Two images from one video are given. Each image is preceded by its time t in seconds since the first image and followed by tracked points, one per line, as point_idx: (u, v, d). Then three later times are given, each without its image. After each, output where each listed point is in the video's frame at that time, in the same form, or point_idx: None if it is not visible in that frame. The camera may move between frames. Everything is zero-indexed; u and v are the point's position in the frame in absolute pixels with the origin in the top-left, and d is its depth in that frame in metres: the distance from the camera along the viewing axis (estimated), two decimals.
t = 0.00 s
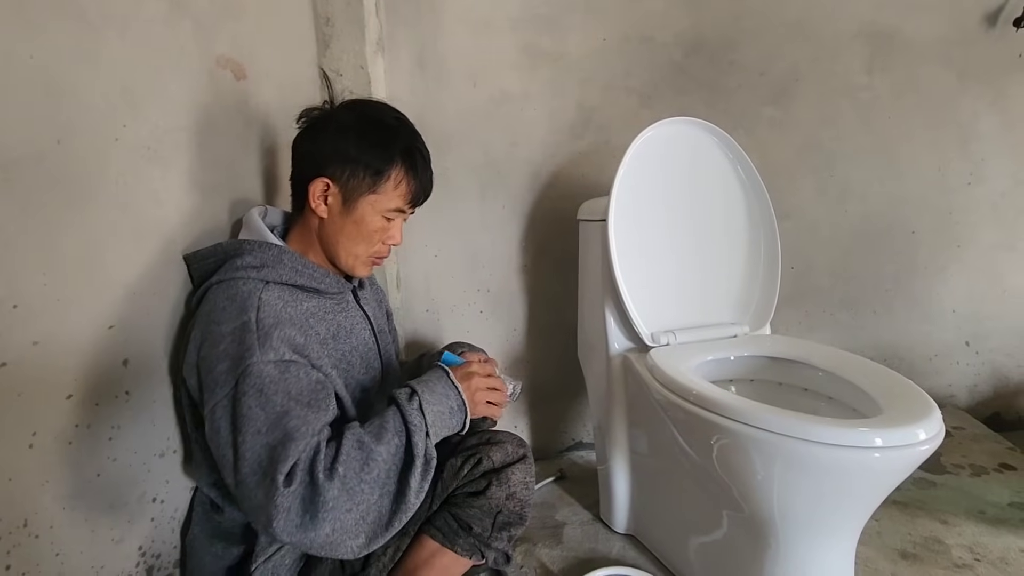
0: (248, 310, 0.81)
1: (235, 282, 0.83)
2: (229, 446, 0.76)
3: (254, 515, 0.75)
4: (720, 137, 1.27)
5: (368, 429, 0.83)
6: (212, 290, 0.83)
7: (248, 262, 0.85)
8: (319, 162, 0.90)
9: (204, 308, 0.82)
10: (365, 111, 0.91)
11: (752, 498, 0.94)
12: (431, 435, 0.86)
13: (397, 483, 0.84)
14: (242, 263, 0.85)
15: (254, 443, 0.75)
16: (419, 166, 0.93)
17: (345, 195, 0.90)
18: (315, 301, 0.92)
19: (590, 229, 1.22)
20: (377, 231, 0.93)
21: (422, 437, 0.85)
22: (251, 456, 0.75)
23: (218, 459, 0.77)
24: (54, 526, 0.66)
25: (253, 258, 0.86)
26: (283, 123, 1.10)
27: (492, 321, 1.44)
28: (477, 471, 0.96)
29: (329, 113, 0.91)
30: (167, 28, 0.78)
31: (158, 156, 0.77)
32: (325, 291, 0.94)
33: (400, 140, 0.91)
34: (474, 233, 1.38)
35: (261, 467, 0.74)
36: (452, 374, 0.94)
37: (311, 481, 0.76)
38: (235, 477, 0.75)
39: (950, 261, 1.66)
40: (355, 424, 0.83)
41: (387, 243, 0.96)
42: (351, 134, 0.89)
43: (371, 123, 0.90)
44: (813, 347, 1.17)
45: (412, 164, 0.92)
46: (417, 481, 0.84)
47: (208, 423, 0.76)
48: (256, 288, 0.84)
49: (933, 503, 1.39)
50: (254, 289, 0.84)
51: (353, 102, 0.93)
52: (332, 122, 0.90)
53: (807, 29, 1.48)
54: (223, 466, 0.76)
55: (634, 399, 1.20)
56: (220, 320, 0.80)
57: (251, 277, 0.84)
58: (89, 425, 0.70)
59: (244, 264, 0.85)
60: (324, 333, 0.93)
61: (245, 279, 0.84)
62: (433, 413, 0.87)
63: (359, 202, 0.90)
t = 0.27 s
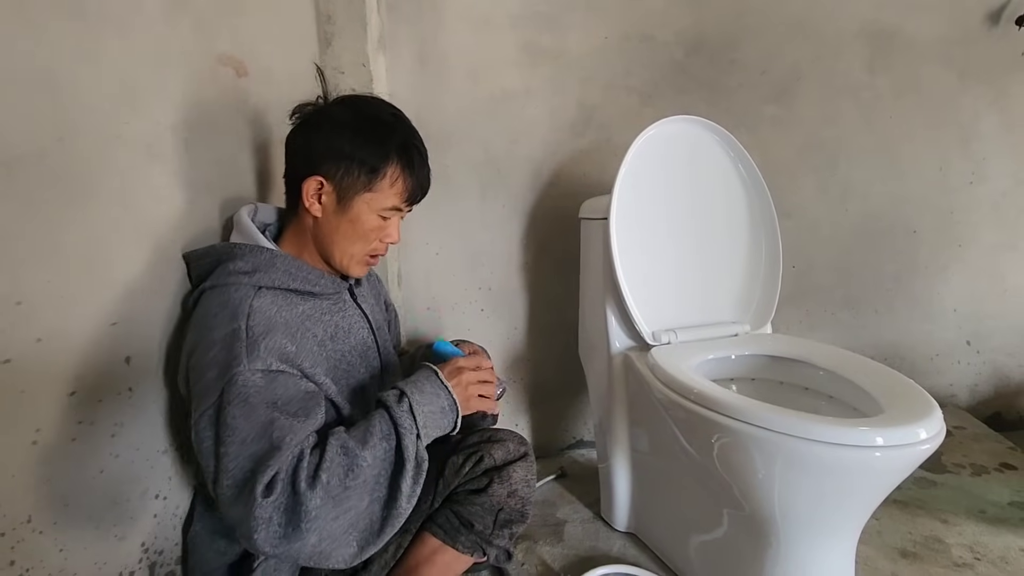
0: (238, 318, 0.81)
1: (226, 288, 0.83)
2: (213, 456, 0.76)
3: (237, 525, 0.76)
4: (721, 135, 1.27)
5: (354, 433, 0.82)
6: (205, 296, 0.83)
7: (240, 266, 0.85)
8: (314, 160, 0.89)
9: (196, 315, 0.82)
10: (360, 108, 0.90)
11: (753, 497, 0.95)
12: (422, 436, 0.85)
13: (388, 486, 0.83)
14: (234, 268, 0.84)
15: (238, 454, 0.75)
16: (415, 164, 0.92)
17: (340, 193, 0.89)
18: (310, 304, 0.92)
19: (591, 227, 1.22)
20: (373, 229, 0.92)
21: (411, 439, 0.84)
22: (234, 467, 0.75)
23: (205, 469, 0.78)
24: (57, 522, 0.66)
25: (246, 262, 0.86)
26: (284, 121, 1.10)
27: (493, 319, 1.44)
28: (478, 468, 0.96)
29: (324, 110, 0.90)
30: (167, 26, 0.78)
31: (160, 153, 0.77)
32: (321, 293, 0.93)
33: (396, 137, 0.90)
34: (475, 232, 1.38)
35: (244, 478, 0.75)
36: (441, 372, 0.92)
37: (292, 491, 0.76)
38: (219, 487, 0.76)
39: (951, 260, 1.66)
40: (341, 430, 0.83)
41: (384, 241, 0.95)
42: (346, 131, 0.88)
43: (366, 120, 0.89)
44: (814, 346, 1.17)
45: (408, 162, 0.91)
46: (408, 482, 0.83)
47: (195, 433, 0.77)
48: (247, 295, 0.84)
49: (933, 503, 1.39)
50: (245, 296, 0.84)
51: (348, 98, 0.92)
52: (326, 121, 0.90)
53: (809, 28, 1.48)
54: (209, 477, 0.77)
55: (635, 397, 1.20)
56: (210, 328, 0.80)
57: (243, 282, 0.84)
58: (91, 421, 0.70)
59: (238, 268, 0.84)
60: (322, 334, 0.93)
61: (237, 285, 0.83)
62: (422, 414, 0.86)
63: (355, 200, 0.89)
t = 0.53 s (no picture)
0: (225, 329, 0.79)
1: (213, 298, 0.81)
2: (204, 472, 0.76)
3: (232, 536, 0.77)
4: (724, 132, 1.27)
5: (346, 442, 0.81)
6: (193, 306, 0.81)
7: (226, 274, 0.82)
8: (300, 159, 0.85)
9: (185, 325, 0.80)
10: (348, 102, 0.86)
11: (754, 495, 0.94)
12: (416, 442, 0.83)
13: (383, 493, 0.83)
14: (221, 276, 0.82)
15: (229, 471, 0.75)
16: (407, 158, 0.88)
17: (329, 193, 0.86)
18: (302, 307, 0.89)
19: (592, 225, 1.21)
20: (365, 228, 0.89)
21: (405, 446, 0.82)
22: (226, 483, 0.75)
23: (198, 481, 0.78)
24: (58, 519, 0.66)
25: (232, 269, 0.83)
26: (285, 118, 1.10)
27: (494, 317, 1.44)
28: (478, 467, 0.96)
29: (309, 104, 0.86)
30: (168, 21, 0.78)
31: (160, 150, 0.77)
32: (312, 296, 0.90)
33: (386, 133, 0.86)
34: (476, 229, 1.38)
35: (236, 494, 0.75)
36: (432, 374, 0.88)
37: (285, 505, 0.76)
38: (210, 500, 0.76)
39: (954, 259, 1.66)
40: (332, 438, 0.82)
41: (377, 240, 0.91)
42: (334, 127, 0.84)
43: (353, 115, 0.85)
44: (817, 344, 1.17)
45: (400, 157, 0.87)
46: (404, 490, 0.82)
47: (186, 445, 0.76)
48: (235, 305, 0.81)
49: (935, 502, 1.38)
50: (233, 306, 0.81)
51: (335, 91, 0.88)
52: (311, 116, 0.85)
53: (812, 25, 1.47)
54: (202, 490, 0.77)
55: (636, 395, 1.20)
56: (197, 341, 0.78)
57: (231, 290, 0.81)
58: (91, 419, 0.70)
59: (224, 276, 0.82)
60: (315, 337, 0.91)
61: (225, 294, 0.81)
62: (414, 419, 0.83)
63: (344, 199, 0.86)
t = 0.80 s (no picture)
0: (216, 342, 0.78)
1: (205, 310, 0.80)
2: (198, 486, 0.76)
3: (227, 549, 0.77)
4: (725, 131, 1.27)
5: (341, 456, 0.80)
6: (186, 316, 0.80)
7: (217, 282, 0.82)
8: (282, 159, 0.84)
9: (176, 336, 0.80)
10: (328, 97, 0.84)
11: (756, 494, 0.94)
12: (411, 455, 0.83)
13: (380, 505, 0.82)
14: (212, 284, 0.81)
15: (222, 487, 0.75)
16: (391, 151, 0.86)
17: (313, 192, 0.84)
18: (295, 313, 0.88)
19: (594, 224, 1.21)
20: (353, 226, 0.87)
21: (401, 461, 0.81)
22: (219, 498, 0.75)
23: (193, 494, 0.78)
24: (60, 517, 0.66)
25: (222, 277, 0.82)
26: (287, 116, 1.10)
27: (495, 316, 1.44)
28: (478, 465, 0.96)
29: (289, 102, 0.84)
30: (169, 20, 0.78)
31: (162, 149, 0.77)
32: (306, 300, 0.89)
33: (368, 127, 0.84)
34: (478, 228, 1.38)
35: (229, 510, 0.75)
36: (428, 387, 0.86)
37: (278, 520, 0.76)
38: (204, 514, 0.76)
39: (956, 258, 1.66)
40: (327, 451, 0.81)
41: (367, 237, 0.89)
42: (314, 124, 0.82)
43: (332, 111, 0.83)
44: (818, 343, 1.17)
45: (384, 151, 0.85)
46: (400, 501, 0.82)
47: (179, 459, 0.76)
48: (226, 314, 0.81)
49: (936, 501, 1.38)
50: (223, 317, 0.80)
51: (315, 87, 0.86)
52: (292, 114, 0.84)
53: (814, 23, 1.47)
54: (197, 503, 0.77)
55: (638, 394, 1.20)
56: (190, 353, 0.78)
57: (222, 299, 0.81)
58: (94, 417, 0.70)
59: (214, 286, 0.81)
60: (311, 342, 0.90)
61: (216, 302, 0.81)
62: (410, 435, 0.83)
63: (329, 197, 0.84)
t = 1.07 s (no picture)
0: (214, 343, 0.78)
1: (205, 310, 0.80)
2: (196, 485, 0.77)
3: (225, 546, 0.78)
4: (726, 131, 1.27)
5: (341, 458, 0.81)
6: (187, 314, 0.80)
7: (218, 281, 0.82)
8: (271, 162, 0.84)
9: (176, 335, 0.80)
10: (313, 96, 0.84)
11: (756, 493, 0.94)
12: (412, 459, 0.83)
13: (379, 509, 0.82)
14: (212, 283, 0.81)
15: (218, 486, 0.75)
16: (377, 149, 0.84)
17: (300, 194, 0.84)
18: (295, 313, 0.88)
19: (594, 223, 1.22)
20: (343, 226, 0.86)
21: (402, 467, 0.82)
22: (216, 497, 0.76)
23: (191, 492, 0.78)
24: (63, 514, 0.66)
25: (223, 276, 0.82)
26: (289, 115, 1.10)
27: (496, 315, 1.44)
28: (478, 463, 0.96)
29: (277, 104, 0.84)
30: (171, 19, 0.78)
31: (164, 148, 0.77)
32: (306, 300, 0.90)
33: (352, 124, 0.83)
34: (479, 227, 1.38)
35: (225, 509, 0.76)
36: (433, 394, 0.86)
37: (275, 521, 0.76)
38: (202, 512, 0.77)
39: (957, 258, 1.66)
40: (327, 453, 0.81)
41: (360, 236, 0.89)
42: (299, 124, 0.82)
43: (317, 110, 0.83)
44: (818, 342, 1.17)
45: (370, 148, 0.84)
46: (401, 508, 0.82)
47: (179, 456, 0.77)
48: (225, 314, 0.80)
49: (937, 500, 1.39)
50: (223, 316, 0.80)
51: (303, 86, 0.86)
52: (279, 115, 0.84)
53: (815, 23, 1.47)
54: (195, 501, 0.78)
55: (638, 393, 1.20)
56: (189, 353, 0.78)
57: (222, 299, 0.81)
58: (96, 415, 0.70)
59: (214, 285, 0.81)
60: (311, 342, 0.90)
61: (216, 301, 0.81)
62: (412, 443, 0.83)
63: (315, 199, 0.84)
